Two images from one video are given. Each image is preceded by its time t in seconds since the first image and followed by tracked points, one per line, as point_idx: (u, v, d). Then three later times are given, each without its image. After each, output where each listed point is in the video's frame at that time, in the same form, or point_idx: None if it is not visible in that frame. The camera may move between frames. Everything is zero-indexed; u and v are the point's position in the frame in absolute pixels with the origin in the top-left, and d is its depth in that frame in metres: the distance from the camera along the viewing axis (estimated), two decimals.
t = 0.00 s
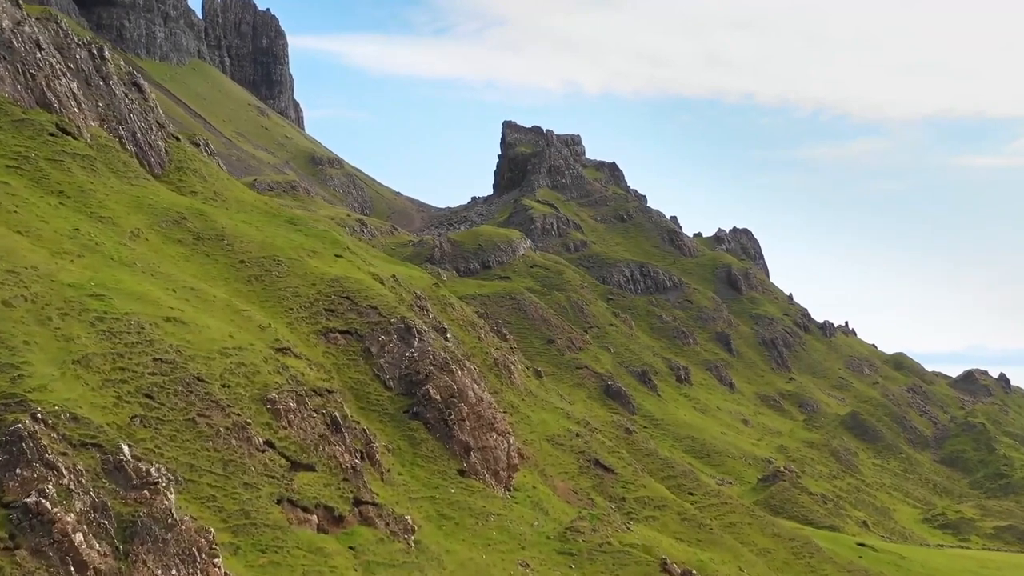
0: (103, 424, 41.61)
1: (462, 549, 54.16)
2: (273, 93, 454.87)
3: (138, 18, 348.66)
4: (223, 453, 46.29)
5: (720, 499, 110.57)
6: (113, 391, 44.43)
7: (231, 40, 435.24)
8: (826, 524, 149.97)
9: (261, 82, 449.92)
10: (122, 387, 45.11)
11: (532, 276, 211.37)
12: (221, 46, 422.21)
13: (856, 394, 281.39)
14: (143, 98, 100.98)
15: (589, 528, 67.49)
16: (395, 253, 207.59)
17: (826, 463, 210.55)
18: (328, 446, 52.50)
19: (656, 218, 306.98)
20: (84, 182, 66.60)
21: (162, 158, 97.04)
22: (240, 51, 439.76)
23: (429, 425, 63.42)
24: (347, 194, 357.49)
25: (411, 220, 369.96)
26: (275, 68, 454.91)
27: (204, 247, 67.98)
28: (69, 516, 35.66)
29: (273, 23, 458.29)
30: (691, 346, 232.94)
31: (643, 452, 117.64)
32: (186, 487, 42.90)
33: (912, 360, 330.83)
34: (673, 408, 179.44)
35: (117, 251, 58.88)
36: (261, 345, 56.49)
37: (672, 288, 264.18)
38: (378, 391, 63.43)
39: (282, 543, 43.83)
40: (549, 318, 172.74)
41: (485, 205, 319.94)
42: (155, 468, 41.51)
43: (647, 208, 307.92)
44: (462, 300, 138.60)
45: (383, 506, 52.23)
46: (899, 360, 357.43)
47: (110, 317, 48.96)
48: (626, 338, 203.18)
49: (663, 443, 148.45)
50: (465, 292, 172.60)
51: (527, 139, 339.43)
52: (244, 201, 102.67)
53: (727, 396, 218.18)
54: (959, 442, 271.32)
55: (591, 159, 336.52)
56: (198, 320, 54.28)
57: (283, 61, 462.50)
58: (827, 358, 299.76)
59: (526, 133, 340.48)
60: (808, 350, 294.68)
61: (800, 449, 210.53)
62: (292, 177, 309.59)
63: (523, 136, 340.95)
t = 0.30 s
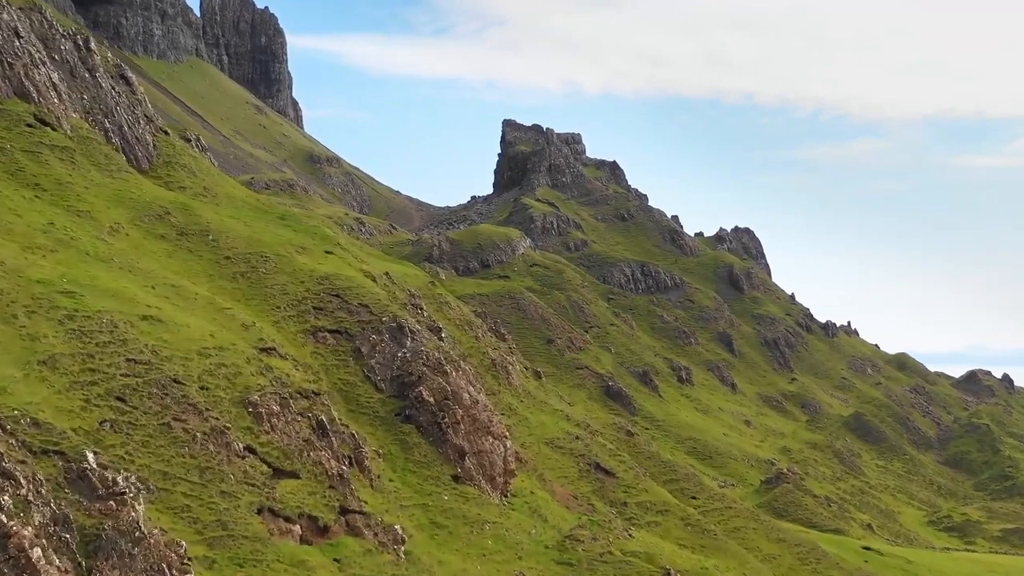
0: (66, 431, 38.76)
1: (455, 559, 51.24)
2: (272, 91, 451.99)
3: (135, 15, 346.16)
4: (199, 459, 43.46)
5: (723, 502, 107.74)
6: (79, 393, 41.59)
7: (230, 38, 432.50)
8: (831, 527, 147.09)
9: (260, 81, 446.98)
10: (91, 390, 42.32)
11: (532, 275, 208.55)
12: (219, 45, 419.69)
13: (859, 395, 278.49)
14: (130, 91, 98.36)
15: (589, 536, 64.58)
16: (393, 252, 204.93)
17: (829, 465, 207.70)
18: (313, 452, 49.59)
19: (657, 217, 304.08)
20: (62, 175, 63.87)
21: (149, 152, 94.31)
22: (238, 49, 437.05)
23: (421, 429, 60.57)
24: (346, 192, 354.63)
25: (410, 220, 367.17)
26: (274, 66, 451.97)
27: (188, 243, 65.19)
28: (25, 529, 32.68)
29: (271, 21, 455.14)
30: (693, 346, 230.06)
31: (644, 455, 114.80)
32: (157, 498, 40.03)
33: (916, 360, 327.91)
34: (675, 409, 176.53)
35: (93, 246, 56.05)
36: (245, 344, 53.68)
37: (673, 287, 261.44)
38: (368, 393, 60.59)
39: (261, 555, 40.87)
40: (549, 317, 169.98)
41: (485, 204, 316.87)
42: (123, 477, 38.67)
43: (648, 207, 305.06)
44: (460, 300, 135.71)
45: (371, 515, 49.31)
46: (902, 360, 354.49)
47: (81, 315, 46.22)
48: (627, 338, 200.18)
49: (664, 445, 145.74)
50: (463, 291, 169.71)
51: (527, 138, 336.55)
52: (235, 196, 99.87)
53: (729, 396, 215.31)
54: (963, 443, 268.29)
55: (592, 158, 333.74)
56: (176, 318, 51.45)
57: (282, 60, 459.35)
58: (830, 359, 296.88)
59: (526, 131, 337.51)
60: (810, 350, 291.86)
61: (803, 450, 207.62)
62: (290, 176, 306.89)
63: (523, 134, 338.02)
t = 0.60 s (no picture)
0: (25, 437, 36.00)
1: (447, 571, 48.44)
2: (270, 89, 449.09)
3: (132, 13, 343.62)
4: (172, 467, 40.70)
5: (727, 507, 104.87)
6: (42, 396, 38.83)
7: (228, 36, 429.77)
8: (835, 530, 144.16)
9: (258, 79, 444.05)
10: (55, 393, 39.55)
11: (531, 274, 205.76)
12: (218, 43, 416.92)
13: (862, 396, 275.60)
14: (117, 84, 95.59)
15: (589, 546, 61.73)
16: (391, 251, 202.16)
17: (833, 466, 204.85)
18: (296, 458, 46.80)
19: (658, 216, 301.30)
20: (37, 166, 61.15)
21: (136, 147, 91.53)
22: (237, 48, 434.31)
23: (413, 433, 57.79)
24: (344, 191, 351.87)
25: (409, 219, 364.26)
26: (273, 65, 449.19)
27: (170, 238, 62.47)
28: None
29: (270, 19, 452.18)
30: (694, 346, 227.36)
31: (646, 458, 111.94)
32: (124, 509, 37.27)
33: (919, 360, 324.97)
34: (676, 410, 173.61)
35: (67, 241, 53.33)
36: (225, 344, 50.87)
37: (674, 287, 258.66)
38: (358, 396, 57.80)
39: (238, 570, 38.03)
40: (549, 317, 167.23)
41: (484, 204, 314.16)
42: (85, 488, 35.90)
43: (649, 206, 302.16)
44: (458, 299, 132.84)
45: (358, 525, 46.48)
46: (905, 360, 351.62)
47: (48, 312, 43.51)
48: (627, 338, 197.33)
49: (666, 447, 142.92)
50: (462, 291, 166.92)
51: (527, 136, 333.76)
52: (225, 191, 97.14)
53: (731, 397, 212.35)
54: (967, 444, 265.22)
55: (592, 157, 331.03)
56: (152, 316, 48.71)
57: (281, 58, 456.46)
58: (832, 359, 294.01)
59: (527, 130, 334.87)
60: (813, 350, 289.01)
61: (806, 452, 204.69)
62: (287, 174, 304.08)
63: (523, 133, 335.22)
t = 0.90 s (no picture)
0: None
1: None
2: (269, 88, 446.25)
3: (129, 10, 341.11)
4: (140, 476, 37.87)
5: (731, 511, 102.00)
6: None
7: (227, 34, 427.04)
8: (840, 534, 141.24)
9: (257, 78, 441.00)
10: (15, 396, 36.79)
11: (531, 273, 203.04)
12: (216, 41, 414.14)
13: (865, 396, 272.74)
14: (104, 76, 92.82)
15: (589, 557, 58.91)
16: (389, 250, 199.44)
17: (837, 468, 202.05)
18: (278, 465, 43.94)
19: (659, 216, 298.48)
20: (11, 158, 58.45)
21: (122, 141, 88.78)
22: (235, 46, 431.45)
23: (404, 437, 55.01)
24: (343, 190, 349.15)
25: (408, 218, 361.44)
26: (272, 64, 446.41)
27: (150, 233, 59.75)
28: None
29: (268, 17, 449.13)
30: (696, 346, 224.61)
31: (647, 461, 109.03)
32: (86, 523, 34.41)
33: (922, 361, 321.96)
34: (677, 411, 170.66)
35: (37, 235, 50.52)
36: (204, 344, 48.01)
37: (675, 287, 255.89)
38: (346, 398, 55.02)
39: None
40: (548, 317, 164.45)
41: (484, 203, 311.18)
42: (41, 500, 33.08)
43: (650, 205, 299.27)
44: (455, 299, 129.86)
45: (344, 537, 43.58)
46: (908, 361, 348.67)
47: (11, 310, 40.80)
48: (628, 338, 194.52)
49: (667, 449, 140.09)
50: (460, 290, 164.19)
51: (527, 135, 330.99)
52: (215, 186, 94.39)
53: (732, 398, 209.30)
54: (971, 445, 262.31)
55: (592, 156, 328.30)
56: (124, 315, 45.93)
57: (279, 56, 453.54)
58: (835, 359, 291.13)
59: (527, 129, 332.35)
60: (815, 350, 286.13)
61: (809, 453, 201.75)
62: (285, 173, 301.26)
63: (523, 132, 332.45)
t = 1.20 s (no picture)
0: None
1: None
2: (267, 87, 443.44)
3: (126, 8, 338.46)
4: (104, 486, 35.06)
5: (735, 516, 99.13)
6: None
7: (226, 33, 424.34)
8: (845, 537, 138.39)
9: (255, 76, 438.03)
10: None
11: (530, 272, 200.19)
12: (214, 39, 411.31)
13: (868, 397, 269.79)
14: (89, 68, 90.00)
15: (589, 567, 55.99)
16: (387, 248, 196.59)
17: (840, 470, 199.23)
18: (257, 472, 41.09)
19: (660, 214, 295.66)
20: None
21: (108, 134, 86.08)
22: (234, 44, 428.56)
23: (394, 441, 52.17)
24: (341, 189, 346.37)
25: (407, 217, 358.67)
26: (270, 62, 443.47)
27: (129, 227, 57.07)
28: None
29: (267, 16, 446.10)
30: (697, 346, 221.82)
31: (649, 464, 106.23)
32: (40, 538, 31.58)
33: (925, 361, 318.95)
34: (679, 412, 167.79)
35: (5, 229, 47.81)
36: (180, 343, 45.20)
37: (676, 286, 253.02)
38: (333, 401, 52.20)
39: None
40: (548, 316, 161.65)
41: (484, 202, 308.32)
42: None
43: (651, 204, 296.36)
44: (452, 298, 126.82)
45: (327, 549, 40.67)
46: (910, 361, 345.69)
47: None
48: (629, 338, 191.69)
49: (669, 451, 137.30)
50: (459, 289, 161.34)
51: (527, 134, 328.27)
52: (204, 181, 91.66)
53: (734, 398, 206.50)
54: (975, 446, 259.41)
55: (593, 154, 325.43)
56: (94, 312, 43.19)
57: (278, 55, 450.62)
58: (838, 360, 288.19)
59: (527, 127, 329.78)
60: (817, 350, 283.18)
61: (813, 455, 198.93)
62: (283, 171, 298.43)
63: (523, 130, 329.67)
